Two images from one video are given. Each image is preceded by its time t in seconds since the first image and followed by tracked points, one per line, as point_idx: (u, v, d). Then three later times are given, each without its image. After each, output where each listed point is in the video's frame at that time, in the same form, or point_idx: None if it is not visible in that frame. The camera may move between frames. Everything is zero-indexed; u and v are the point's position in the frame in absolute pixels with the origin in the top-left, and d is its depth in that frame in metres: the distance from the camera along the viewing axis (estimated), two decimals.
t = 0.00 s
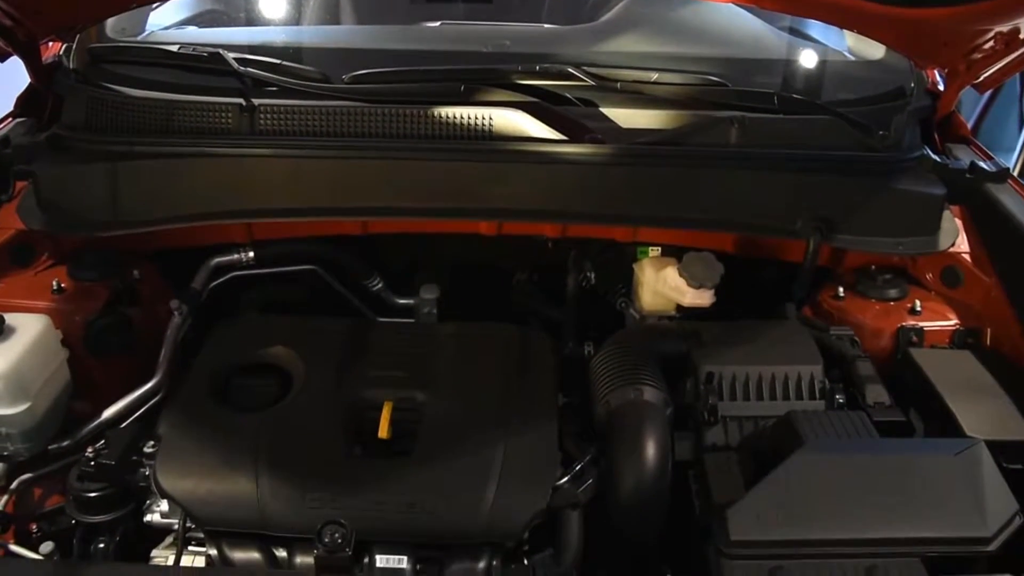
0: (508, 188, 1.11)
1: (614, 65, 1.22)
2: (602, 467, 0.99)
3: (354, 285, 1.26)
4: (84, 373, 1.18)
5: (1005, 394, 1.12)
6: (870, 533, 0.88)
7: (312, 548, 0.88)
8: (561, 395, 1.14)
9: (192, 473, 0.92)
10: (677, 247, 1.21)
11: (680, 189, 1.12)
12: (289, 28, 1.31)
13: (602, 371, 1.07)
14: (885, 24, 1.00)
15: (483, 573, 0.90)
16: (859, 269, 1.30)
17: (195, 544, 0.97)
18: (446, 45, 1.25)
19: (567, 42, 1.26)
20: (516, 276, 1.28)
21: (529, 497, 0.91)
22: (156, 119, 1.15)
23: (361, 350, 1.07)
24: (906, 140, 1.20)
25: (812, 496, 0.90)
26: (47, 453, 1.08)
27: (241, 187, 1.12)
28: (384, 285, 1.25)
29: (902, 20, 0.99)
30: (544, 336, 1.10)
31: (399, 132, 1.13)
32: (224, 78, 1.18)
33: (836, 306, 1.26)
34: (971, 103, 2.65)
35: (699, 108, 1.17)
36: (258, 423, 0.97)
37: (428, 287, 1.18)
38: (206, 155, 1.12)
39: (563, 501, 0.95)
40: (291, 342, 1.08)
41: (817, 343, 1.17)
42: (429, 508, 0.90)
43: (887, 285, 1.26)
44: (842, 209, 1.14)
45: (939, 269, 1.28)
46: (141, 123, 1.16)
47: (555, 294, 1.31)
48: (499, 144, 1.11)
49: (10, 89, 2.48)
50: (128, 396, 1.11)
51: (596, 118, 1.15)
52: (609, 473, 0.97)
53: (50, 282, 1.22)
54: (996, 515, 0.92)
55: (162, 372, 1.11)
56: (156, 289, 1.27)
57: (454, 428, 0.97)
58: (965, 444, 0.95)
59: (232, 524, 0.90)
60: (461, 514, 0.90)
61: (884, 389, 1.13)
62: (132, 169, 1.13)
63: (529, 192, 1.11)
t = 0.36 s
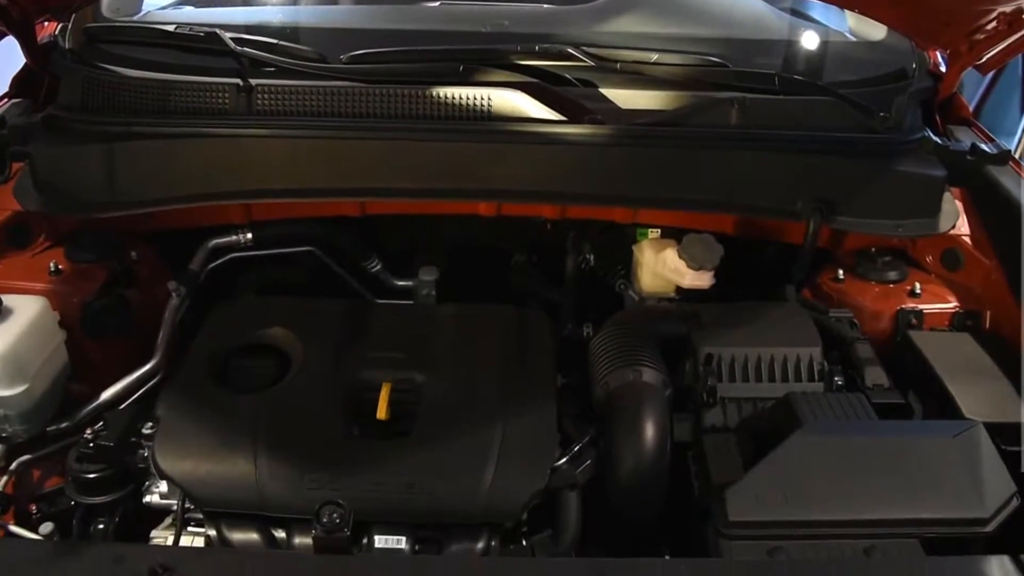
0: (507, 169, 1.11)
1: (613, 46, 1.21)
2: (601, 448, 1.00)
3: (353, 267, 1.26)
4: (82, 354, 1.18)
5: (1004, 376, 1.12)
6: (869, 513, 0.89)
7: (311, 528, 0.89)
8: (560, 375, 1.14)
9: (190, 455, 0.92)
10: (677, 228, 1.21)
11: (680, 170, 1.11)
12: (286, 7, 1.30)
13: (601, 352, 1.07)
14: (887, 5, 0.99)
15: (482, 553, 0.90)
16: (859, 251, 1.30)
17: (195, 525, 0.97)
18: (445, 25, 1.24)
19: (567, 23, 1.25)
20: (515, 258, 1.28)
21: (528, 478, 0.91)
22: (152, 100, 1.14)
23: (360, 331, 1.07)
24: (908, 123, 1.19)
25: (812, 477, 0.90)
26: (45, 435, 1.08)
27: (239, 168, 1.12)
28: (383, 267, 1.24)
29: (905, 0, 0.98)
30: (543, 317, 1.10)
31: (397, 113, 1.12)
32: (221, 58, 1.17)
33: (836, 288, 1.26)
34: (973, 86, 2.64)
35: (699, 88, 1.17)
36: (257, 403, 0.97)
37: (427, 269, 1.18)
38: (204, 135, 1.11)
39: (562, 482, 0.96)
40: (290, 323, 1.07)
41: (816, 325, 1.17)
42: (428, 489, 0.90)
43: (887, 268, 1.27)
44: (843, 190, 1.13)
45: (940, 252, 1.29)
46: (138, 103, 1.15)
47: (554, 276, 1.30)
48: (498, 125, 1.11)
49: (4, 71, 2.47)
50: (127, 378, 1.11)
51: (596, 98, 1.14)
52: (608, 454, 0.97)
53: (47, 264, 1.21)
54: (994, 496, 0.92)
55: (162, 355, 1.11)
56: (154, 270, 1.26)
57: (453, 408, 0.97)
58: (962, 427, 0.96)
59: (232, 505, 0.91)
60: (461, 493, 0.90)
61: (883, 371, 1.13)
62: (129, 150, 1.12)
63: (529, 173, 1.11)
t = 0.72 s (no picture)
0: (507, 151, 1.11)
1: (613, 27, 1.20)
2: (601, 432, 1.00)
3: (352, 251, 1.26)
4: (81, 338, 1.18)
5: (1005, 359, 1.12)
6: (869, 495, 0.89)
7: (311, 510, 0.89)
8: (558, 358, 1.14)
9: (190, 438, 0.92)
10: (677, 211, 1.21)
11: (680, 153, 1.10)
12: None
13: (601, 335, 1.07)
14: None
15: (481, 536, 0.91)
16: (858, 235, 1.30)
17: (195, 508, 0.98)
18: (445, 6, 1.23)
19: (566, 4, 1.24)
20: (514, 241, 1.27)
21: (528, 460, 0.91)
22: (148, 83, 1.14)
23: (359, 313, 1.07)
24: (908, 107, 1.19)
25: (811, 458, 0.91)
26: (45, 419, 1.08)
27: (238, 151, 1.11)
28: (382, 251, 1.25)
29: None
30: (542, 301, 1.10)
31: (397, 95, 1.11)
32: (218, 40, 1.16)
33: (835, 272, 1.26)
34: (975, 69, 2.62)
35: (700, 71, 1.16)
36: (256, 386, 0.97)
37: (424, 253, 1.19)
38: (201, 119, 1.11)
39: (562, 466, 0.95)
40: (288, 306, 1.07)
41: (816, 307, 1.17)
42: (428, 471, 0.90)
43: (887, 251, 1.26)
44: (844, 174, 1.13)
45: (939, 236, 1.28)
46: (135, 86, 1.14)
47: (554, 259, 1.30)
48: (495, 107, 1.10)
49: None
50: (126, 361, 1.11)
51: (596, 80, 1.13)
52: (608, 437, 0.97)
53: (45, 247, 1.21)
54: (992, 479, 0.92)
55: (159, 338, 1.11)
56: (151, 254, 1.25)
57: (453, 391, 0.97)
58: (959, 410, 0.96)
59: (232, 487, 0.91)
60: (461, 476, 0.90)
61: (882, 354, 1.13)
62: (126, 132, 1.11)
63: (528, 155, 1.11)
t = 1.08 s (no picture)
0: (508, 138, 1.10)
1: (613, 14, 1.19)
2: (599, 420, 1.01)
3: (351, 238, 1.26)
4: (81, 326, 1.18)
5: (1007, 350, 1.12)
6: (869, 482, 0.89)
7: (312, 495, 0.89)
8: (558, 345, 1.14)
9: (189, 425, 0.92)
10: (677, 199, 1.20)
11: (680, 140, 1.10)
12: None
13: (600, 322, 1.07)
14: None
15: (481, 522, 0.91)
16: (861, 222, 1.25)
17: (195, 495, 0.98)
18: None
19: None
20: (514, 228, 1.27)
21: (528, 447, 0.91)
22: (145, 69, 1.13)
23: (359, 301, 1.07)
24: (909, 94, 1.17)
25: (809, 446, 0.91)
26: (44, 406, 1.08)
27: (237, 137, 1.10)
28: (381, 238, 1.25)
29: None
30: (541, 288, 1.10)
31: (396, 81, 1.11)
32: (216, 26, 1.14)
33: (836, 261, 1.25)
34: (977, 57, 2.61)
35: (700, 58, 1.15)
36: (255, 373, 0.97)
37: (423, 241, 1.19)
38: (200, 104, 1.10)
39: (560, 452, 0.96)
40: (287, 294, 1.07)
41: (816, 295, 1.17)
42: (428, 458, 0.90)
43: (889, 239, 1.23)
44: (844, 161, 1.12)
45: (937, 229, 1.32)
46: (132, 72, 1.14)
47: (554, 247, 1.30)
48: (495, 93, 1.10)
49: None
50: (125, 348, 1.11)
51: (596, 67, 1.13)
52: (608, 425, 0.97)
53: (43, 235, 1.20)
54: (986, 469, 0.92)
55: (158, 325, 1.11)
56: (151, 241, 1.25)
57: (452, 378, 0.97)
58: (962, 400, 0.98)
59: (232, 474, 0.91)
60: (461, 464, 0.90)
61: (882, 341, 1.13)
62: (124, 119, 1.11)
63: (528, 142, 1.09)
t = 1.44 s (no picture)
0: (508, 122, 1.09)
1: None
2: (600, 404, 1.02)
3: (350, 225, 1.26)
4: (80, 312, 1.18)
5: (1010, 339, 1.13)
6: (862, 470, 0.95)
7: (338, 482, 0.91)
8: (558, 331, 1.14)
9: (189, 411, 0.92)
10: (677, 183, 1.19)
11: (680, 124, 1.09)
12: None
13: (601, 307, 1.07)
14: None
15: (481, 506, 0.91)
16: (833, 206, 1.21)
17: (195, 480, 0.98)
18: None
19: None
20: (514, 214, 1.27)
21: (526, 431, 0.91)
22: (144, 55, 1.13)
23: (359, 286, 1.07)
24: (910, 77, 1.16)
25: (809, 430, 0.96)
26: (45, 392, 1.09)
27: (236, 122, 1.10)
28: (380, 224, 1.25)
29: None
30: (540, 273, 1.10)
31: (396, 66, 1.11)
32: (213, 12, 1.14)
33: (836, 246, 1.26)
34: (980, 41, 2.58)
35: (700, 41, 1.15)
36: (256, 358, 0.97)
37: (422, 226, 1.19)
38: (197, 91, 1.10)
39: (559, 437, 0.97)
40: (287, 280, 1.07)
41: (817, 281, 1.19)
42: (427, 444, 0.90)
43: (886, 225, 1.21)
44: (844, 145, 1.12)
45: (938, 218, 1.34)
46: (129, 57, 1.13)
47: (554, 233, 1.29)
48: (496, 77, 1.10)
49: None
50: (124, 335, 1.11)
51: (595, 51, 1.12)
52: (607, 411, 0.98)
53: (42, 221, 1.20)
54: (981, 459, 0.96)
55: (158, 311, 1.11)
56: (151, 228, 1.25)
57: (450, 363, 0.97)
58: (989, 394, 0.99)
59: (231, 459, 0.91)
60: (461, 449, 0.90)
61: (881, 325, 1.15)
62: (122, 104, 1.11)
63: (529, 127, 1.09)
